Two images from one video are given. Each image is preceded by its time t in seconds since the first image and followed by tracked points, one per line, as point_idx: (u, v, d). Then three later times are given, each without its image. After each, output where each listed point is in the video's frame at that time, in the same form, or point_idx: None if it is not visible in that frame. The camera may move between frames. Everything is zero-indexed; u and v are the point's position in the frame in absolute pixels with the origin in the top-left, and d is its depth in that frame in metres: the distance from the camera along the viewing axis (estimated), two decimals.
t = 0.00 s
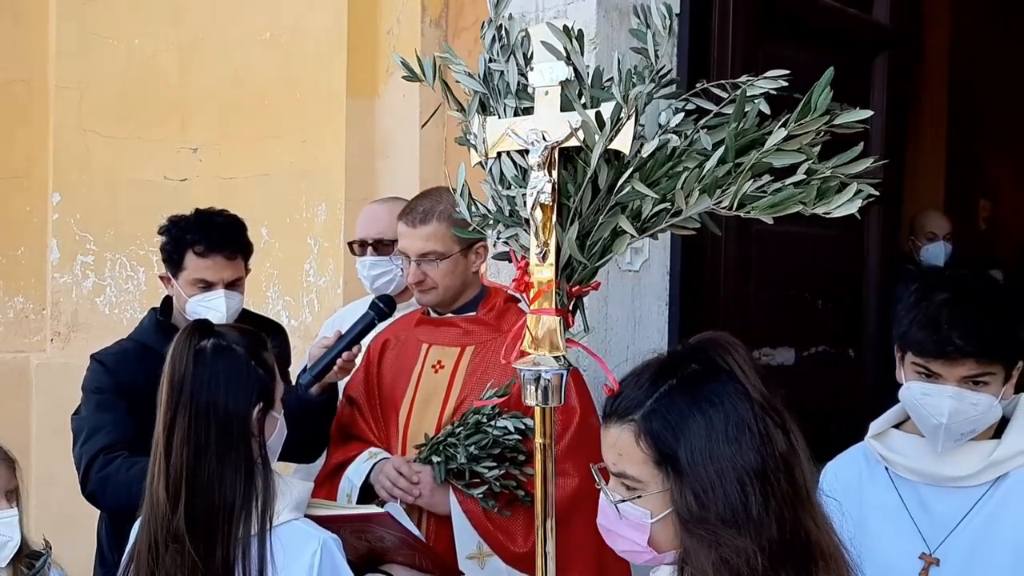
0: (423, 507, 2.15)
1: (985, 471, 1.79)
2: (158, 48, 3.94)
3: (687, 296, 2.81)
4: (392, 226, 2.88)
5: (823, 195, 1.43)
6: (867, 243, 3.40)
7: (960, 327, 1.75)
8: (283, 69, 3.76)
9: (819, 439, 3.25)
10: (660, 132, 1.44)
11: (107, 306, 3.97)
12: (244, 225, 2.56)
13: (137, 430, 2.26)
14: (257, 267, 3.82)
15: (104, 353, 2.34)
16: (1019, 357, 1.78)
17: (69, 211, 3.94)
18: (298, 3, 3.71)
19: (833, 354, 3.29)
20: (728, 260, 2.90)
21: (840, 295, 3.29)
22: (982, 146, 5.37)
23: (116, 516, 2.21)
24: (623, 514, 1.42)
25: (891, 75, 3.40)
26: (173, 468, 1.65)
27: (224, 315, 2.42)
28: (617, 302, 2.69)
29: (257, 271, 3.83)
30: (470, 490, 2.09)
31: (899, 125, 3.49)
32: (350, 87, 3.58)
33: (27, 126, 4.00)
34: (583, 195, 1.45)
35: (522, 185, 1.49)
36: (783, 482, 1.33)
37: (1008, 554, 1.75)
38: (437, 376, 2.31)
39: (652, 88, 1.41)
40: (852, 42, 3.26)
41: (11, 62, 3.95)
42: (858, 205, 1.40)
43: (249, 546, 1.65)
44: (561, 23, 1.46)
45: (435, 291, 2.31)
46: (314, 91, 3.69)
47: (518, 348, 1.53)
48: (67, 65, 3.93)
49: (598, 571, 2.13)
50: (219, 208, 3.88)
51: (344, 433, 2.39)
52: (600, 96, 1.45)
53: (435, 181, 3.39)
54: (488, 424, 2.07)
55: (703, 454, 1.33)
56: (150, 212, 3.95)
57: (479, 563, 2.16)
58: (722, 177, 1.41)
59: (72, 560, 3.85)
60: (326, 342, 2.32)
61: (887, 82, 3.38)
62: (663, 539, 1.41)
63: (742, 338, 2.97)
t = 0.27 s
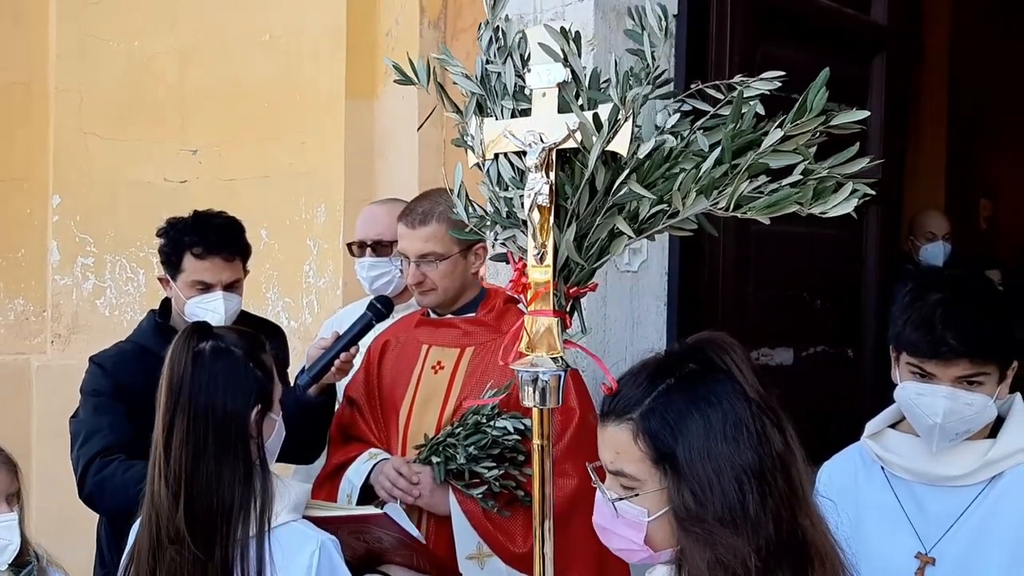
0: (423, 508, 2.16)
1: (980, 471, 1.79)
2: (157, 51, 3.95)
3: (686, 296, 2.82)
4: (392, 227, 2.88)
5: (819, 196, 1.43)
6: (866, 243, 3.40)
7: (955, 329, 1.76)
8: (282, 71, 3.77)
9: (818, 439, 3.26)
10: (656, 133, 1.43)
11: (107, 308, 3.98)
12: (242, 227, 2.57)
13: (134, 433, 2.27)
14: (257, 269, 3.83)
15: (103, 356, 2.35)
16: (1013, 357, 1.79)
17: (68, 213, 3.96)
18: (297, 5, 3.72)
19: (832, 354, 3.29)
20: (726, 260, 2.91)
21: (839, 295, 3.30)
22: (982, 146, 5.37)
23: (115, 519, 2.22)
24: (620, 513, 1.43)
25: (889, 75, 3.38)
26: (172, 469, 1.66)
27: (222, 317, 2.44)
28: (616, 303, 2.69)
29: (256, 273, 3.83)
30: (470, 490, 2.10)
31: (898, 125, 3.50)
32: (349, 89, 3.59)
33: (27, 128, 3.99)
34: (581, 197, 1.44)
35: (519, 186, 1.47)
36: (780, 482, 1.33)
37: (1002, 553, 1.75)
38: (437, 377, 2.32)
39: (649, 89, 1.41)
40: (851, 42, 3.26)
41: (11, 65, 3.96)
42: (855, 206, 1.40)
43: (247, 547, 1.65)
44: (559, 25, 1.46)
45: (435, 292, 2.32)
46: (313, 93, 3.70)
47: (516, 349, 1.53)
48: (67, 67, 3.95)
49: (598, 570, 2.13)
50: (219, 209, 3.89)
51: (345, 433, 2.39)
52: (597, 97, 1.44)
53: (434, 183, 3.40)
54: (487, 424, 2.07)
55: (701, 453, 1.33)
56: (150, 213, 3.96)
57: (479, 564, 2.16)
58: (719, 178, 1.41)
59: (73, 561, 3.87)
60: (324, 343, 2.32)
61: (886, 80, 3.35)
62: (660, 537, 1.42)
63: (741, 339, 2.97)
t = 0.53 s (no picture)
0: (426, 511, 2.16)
1: (980, 471, 1.80)
2: (159, 54, 3.96)
3: (686, 299, 2.82)
4: (393, 231, 2.89)
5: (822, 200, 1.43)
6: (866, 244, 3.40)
7: (954, 329, 1.76)
8: (283, 75, 3.78)
9: (819, 440, 3.26)
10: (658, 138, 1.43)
11: (109, 312, 3.98)
12: (243, 230, 2.57)
13: (135, 437, 2.27)
14: (259, 272, 3.84)
15: (104, 360, 2.35)
16: (1013, 357, 1.79)
17: (71, 216, 3.97)
18: (298, 8, 3.73)
19: (833, 355, 3.30)
20: (727, 262, 2.91)
21: (839, 296, 3.30)
22: (983, 145, 5.37)
23: (116, 523, 2.23)
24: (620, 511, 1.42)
25: (890, 75, 3.37)
26: (173, 473, 1.67)
27: (223, 321, 2.45)
28: (616, 305, 2.70)
29: (258, 276, 3.84)
30: (471, 493, 2.10)
31: (898, 126, 3.50)
32: (350, 92, 3.60)
33: (26, 132, 4.03)
34: (582, 201, 1.43)
35: (519, 190, 1.47)
36: (779, 477, 1.34)
37: (1002, 553, 1.75)
38: (439, 379, 2.32)
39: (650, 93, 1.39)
40: (850, 43, 3.27)
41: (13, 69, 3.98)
42: (859, 210, 1.39)
43: (249, 550, 1.66)
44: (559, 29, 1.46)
45: (437, 295, 2.32)
46: (313, 96, 3.71)
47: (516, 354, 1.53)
48: (68, 72, 3.97)
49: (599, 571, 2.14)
50: (220, 212, 3.90)
51: (347, 436, 2.40)
52: (597, 101, 1.43)
53: (434, 185, 3.41)
54: (489, 426, 2.08)
55: (702, 450, 1.34)
56: (151, 217, 3.97)
57: (481, 566, 2.17)
58: (721, 182, 1.41)
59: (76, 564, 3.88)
60: (325, 346, 2.32)
61: (887, 80, 3.35)
62: (660, 536, 1.41)
63: (741, 340, 2.97)
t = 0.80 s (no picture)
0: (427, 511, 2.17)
1: (981, 472, 1.80)
2: (159, 58, 3.97)
3: (686, 300, 2.83)
4: (393, 232, 2.89)
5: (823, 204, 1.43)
6: (866, 245, 3.40)
7: (954, 329, 1.76)
8: (283, 77, 3.79)
9: (819, 440, 3.27)
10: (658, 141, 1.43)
11: (111, 314, 3.99)
12: (243, 232, 2.58)
13: (135, 440, 2.29)
14: (259, 274, 3.85)
15: (104, 362, 2.36)
16: (1014, 357, 1.80)
17: (72, 220, 3.98)
18: (298, 11, 3.74)
19: (833, 355, 3.30)
20: (727, 263, 2.91)
21: (839, 296, 3.30)
22: (982, 144, 5.37)
23: (117, 525, 2.24)
24: (608, 510, 1.44)
25: (888, 76, 3.38)
26: (173, 474, 1.68)
27: (223, 323, 2.46)
28: (616, 306, 2.71)
29: (258, 278, 3.85)
30: (472, 493, 2.10)
31: (897, 126, 3.50)
32: (349, 94, 3.61)
33: (26, 136, 4.04)
34: (580, 203, 1.44)
35: (517, 192, 1.48)
36: (766, 471, 1.34)
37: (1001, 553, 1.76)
38: (439, 380, 2.33)
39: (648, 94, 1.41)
40: (849, 44, 3.27)
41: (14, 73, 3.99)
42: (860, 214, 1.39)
43: (249, 551, 1.67)
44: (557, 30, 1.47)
45: (437, 296, 2.33)
46: (314, 99, 3.72)
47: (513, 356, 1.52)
48: (69, 76, 3.98)
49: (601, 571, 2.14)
50: (221, 215, 3.91)
51: (347, 437, 2.41)
52: (595, 102, 1.44)
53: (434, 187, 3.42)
54: (490, 427, 2.09)
55: (687, 445, 1.34)
56: (151, 220, 3.98)
57: (482, 566, 2.18)
58: (721, 184, 1.42)
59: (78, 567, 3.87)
60: (325, 348, 2.33)
61: (886, 81, 3.36)
62: (649, 533, 1.42)
63: (741, 340, 2.98)
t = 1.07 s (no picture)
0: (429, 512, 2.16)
1: (985, 473, 1.80)
2: (161, 59, 3.97)
3: (687, 299, 2.83)
4: (393, 237, 2.89)
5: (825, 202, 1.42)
6: (869, 245, 3.39)
7: (959, 327, 1.76)
8: (284, 78, 3.79)
9: (822, 440, 3.26)
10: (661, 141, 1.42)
11: (113, 315, 4.01)
12: (244, 234, 2.58)
13: (136, 442, 2.28)
14: (261, 275, 3.85)
15: (105, 364, 2.36)
16: (1018, 357, 1.79)
17: (74, 222, 3.98)
18: (299, 13, 3.73)
19: (836, 355, 3.29)
20: (729, 263, 2.90)
21: (842, 296, 3.29)
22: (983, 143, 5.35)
23: (119, 528, 2.24)
24: (611, 511, 1.43)
25: (891, 76, 3.38)
26: (177, 475, 1.67)
27: (224, 325, 2.45)
28: (618, 306, 2.70)
29: (260, 279, 3.84)
30: (473, 494, 2.10)
31: (899, 125, 3.50)
32: (350, 95, 3.61)
33: (29, 137, 4.00)
34: (581, 203, 1.43)
35: (517, 192, 1.47)
36: (767, 470, 1.33)
37: (1006, 554, 1.75)
38: (440, 380, 2.33)
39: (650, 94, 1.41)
40: (851, 43, 3.26)
41: (15, 75, 3.99)
42: (862, 212, 1.38)
43: (252, 552, 1.66)
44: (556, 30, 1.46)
45: (437, 296, 2.33)
46: (314, 100, 3.71)
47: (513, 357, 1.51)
48: (70, 78, 3.98)
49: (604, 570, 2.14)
50: (223, 216, 3.91)
51: (347, 437, 2.41)
52: (596, 102, 1.43)
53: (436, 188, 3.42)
54: (490, 427, 2.07)
55: (688, 445, 1.33)
56: (153, 221, 3.98)
57: (483, 568, 2.18)
58: (723, 184, 1.41)
59: (81, 567, 3.88)
60: (326, 350, 2.32)
61: (888, 80, 3.35)
62: (652, 534, 1.41)
63: (743, 341, 2.97)
